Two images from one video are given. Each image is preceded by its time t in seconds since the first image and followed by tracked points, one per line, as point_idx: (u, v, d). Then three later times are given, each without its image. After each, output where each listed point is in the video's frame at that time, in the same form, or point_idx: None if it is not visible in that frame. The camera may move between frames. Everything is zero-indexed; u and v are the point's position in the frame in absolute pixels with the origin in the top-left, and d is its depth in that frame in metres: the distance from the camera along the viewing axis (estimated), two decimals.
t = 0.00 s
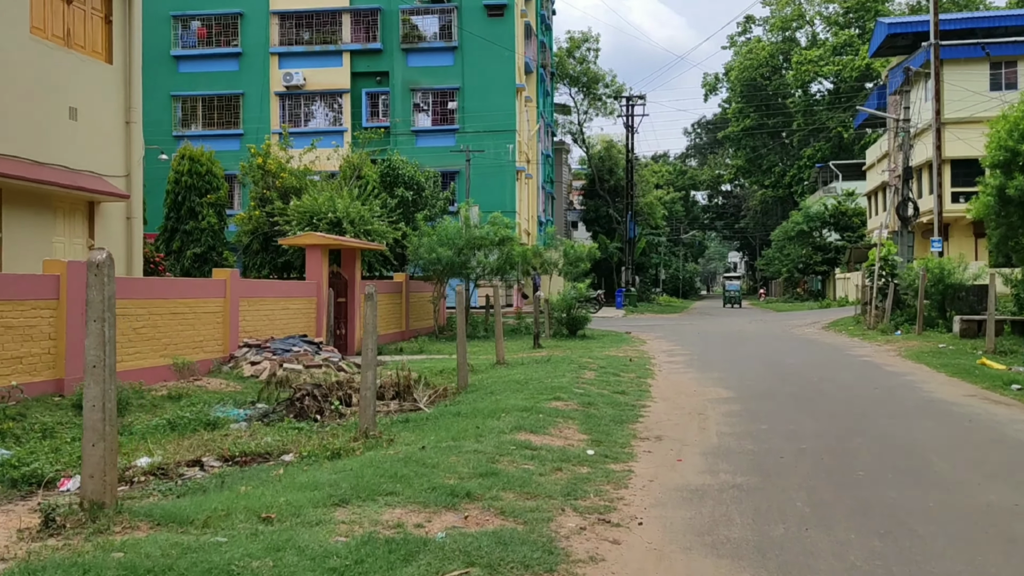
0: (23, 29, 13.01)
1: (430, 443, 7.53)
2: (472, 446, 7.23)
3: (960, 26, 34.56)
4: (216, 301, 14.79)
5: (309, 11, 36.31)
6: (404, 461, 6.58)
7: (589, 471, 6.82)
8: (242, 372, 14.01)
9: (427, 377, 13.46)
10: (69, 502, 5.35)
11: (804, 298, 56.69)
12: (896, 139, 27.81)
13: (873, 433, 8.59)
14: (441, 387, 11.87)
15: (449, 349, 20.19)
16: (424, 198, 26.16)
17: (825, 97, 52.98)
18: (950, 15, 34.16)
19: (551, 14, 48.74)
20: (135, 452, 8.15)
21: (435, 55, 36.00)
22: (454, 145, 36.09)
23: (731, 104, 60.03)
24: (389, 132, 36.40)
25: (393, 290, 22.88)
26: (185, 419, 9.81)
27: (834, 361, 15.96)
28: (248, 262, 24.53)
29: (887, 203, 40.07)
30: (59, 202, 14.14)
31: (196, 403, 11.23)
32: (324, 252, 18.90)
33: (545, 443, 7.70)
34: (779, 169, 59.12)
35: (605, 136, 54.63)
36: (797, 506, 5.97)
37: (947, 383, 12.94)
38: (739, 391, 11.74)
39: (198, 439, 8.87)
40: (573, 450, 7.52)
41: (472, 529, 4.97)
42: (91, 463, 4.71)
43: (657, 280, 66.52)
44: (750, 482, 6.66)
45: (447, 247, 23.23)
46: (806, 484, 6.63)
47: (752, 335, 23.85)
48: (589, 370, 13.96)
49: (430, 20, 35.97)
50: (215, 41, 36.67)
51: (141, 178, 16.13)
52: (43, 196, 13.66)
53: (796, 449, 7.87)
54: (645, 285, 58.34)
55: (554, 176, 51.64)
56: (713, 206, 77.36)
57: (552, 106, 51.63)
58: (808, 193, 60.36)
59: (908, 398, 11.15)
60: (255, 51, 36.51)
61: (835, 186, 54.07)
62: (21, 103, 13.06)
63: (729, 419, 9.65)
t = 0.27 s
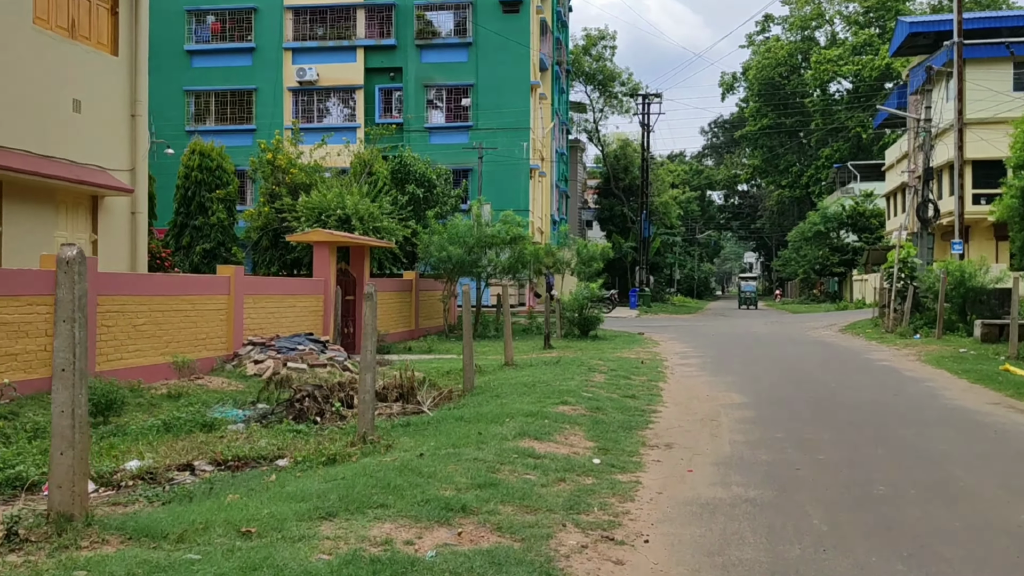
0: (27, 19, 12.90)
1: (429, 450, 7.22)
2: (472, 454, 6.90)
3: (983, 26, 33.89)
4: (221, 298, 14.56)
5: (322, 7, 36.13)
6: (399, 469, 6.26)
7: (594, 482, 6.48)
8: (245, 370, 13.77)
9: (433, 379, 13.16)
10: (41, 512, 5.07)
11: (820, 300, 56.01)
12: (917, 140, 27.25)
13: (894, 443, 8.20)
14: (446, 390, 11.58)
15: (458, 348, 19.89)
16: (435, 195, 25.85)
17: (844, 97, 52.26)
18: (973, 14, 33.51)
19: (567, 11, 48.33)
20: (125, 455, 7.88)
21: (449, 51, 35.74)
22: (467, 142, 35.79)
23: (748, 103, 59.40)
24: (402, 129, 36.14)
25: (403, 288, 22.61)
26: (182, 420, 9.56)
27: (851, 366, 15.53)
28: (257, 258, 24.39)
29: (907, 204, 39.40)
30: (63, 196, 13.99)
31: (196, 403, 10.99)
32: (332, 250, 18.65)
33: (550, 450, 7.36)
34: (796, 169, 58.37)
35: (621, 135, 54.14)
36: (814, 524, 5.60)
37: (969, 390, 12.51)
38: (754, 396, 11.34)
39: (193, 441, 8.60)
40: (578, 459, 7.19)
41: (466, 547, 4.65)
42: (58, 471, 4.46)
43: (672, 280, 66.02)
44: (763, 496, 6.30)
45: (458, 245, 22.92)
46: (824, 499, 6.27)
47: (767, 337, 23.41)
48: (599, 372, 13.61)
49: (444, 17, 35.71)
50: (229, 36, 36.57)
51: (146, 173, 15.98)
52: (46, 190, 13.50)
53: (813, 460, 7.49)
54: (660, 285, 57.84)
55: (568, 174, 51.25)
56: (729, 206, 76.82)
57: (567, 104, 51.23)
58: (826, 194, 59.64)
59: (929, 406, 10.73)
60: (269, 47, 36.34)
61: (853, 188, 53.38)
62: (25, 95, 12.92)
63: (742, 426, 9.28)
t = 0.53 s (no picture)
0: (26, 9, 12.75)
1: (422, 452, 6.94)
2: (466, 457, 6.61)
3: (1002, 26, 33.29)
4: (222, 294, 14.36)
5: (334, 3, 35.96)
6: (386, 472, 5.98)
7: (592, 488, 6.18)
8: (245, 367, 13.57)
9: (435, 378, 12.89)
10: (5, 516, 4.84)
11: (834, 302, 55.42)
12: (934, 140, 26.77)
13: (908, 450, 7.85)
14: (447, 389, 11.31)
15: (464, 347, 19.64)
16: (444, 192, 25.58)
17: (859, 98, 51.63)
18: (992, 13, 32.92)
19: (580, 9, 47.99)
20: (111, 453, 7.65)
21: (461, 48, 35.49)
22: (477, 140, 35.52)
23: (762, 104, 58.88)
24: (413, 127, 35.93)
25: (410, 286, 22.38)
26: (174, 417, 9.33)
27: (865, 369, 15.12)
28: (265, 255, 24.27)
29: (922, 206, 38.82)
30: (63, 189, 13.83)
31: (191, 400, 10.78)
32: (337, 247, 18.43)
33: (547, 453, 7.07)
34: (811, 171, 57.92)
35: (633, 134, 53.71)
36: (822, 536, 5.28)
37: (987, 395, 12.10)
38: (763, 399, 11.00)
39: (183, 439, 8.35)
40: (577, 463, 6.89)
41: (448, 559, 4.37)
42: (21, 472, 4.30)
43: (684, 281, 65.55)
44: (770, 506, 5.97)
45: (466, 243, 22.65)
46: (834, 509, 5.94)
47: (780, 339, 23.01)
48: (605, 373, 13.29)
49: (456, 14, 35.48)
50: (240, 32, 36.41)
51: (148, 167, 15.81)
52: (46, 182, 13.34)
53: (823, 467, 7.16)
54: (672, 286, 57.39)
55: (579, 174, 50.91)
56: (743, 208, 76.13)
57: (579, 103, 50.89)
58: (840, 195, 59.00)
59: (945, 411, 10.34)
60: (279, 43, 36.21)
61: (868, 189, 52.80)
62: (24, 85, 12.77)
63: (751, 430, 8.94)
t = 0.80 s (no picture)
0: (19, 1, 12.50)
1: (404, 463, 6.61)
2: (450, 470, 6.29)
3: (1018, 26, 32.70)
4: (215, 293, 14.11)
5: None
6: (363, 487, 5.65)
7: (581, 505, 5.85)
8: (238, 368, 13.29)
9: (429, 382, 12.58)
10: None
11: (843, 304, 54.90)
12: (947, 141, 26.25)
13: (916, 464, 7.48)
14: (441, 393, 11.00)
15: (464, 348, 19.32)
16: (447, 191, 25.26)
17: (871, 99, 51.02)
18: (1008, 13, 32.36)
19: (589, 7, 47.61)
20: (86, 459, 7.38)
21: (467, 46, 35.13)
22: (483, 138, 35.18)
23: (773, 104, 58.37)
24: (419, 125, 35.62)
25: (411, 286, 22.11)
26: (157, 421, 9.06)
27: (873, 375, 14.71)
28: (266, 253, 24.08)
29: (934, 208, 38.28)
30: (55, 185, 13.58)
31: (177, 403, 10.51)
32: (336, 246, 18.12)
33: (536, 465, 6.73)
34: (821, 172, 57.67)
35: (642, 134, 53.27)
36: (823, 562, 4.93)
37: (999, 403, 11.68)
38: (767, 407, 10.64)
39: (162, 445, 8.07)
40: (566, 475, 6.57)
41: None
42: None
43: (692, 281, 65.11)
44: (769, 526, 5.63)
45: (468, 243, 22.31)
46: (837, 530, 5.58)
47: (787, 342, 22.61)
48: (604, 378, 12.93)
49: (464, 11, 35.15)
50: (246, 29, 36.20)
51: (144, 164, 15.56)
52: (37, 178, 13.08)
53: (826, 482, 6.80)
54: (679, 286, 56.95)
55: (587, 173, 50.53)
56: (753, 208, 75.70)
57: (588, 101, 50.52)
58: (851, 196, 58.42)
59: (956, 421, 9.95)
60: (285, 39, 35.97)
61: (879, 191, 52.27)
62: (16, 78, 12.51)
63: (752, 440, 8.58)
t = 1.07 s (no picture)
0: None
1: (388, 466, 6.37)
2: (434, 474, 6.05)
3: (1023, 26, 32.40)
4: (206, 290, 13.90)
5: None
6: (342, 491, 5.41)
7: (569, 511, 5.60)
8: (228, 367, 13.07)
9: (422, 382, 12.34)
10: None
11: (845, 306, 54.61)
12: (950, 141, 25.94)
13: (920, 470, 7.23)
14: (433, 394, 10.77)
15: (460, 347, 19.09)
16: (445, 189, 25.02)
17: (874, 100, 50.78)
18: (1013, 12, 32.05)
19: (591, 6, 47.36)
20: (62, 460, 7.13)
21: (468, 44, 34.89)
22: (483, 136, 34.92)
23: (776, 104, 58.10)
24: (419, 123, 35.41)
25: (409, 285, 21.90)
26: (139, 421, 8.83)
27: (875, 377, 14.44)
28: (263, 251, 23.90)
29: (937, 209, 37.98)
30: (44, 180, 13.35)
31: (164, 401, 10.28)
32: (332, 243, 17.90)
33: (525, 469, 6.49)
34: (823, 173, 57.51)
35: (644, 134, 53.03)
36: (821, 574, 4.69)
37: (1005, 407, 11.42)
38: (767, 410, 10.38)
39: (141, 446, 7.84)
40: (556, 480, 6.33)
41: None
42: None
43: (694, 282, 64.86)
44: (765, 536, 5.38)
45: (466, 241, 22.07)
46: (837, 541, 5.33)
47: (787, 343, 22.34)
48: (600, 379, 12.66)
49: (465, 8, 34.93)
50: (246, 26, 35.98)
51: (136, 159, 15.34)
52: (25, 172, 12.86)
53: (826, 490, 6.55)
54: (681, 287, 56.66)
55: (588, 173, 50.28)
56: (754, 210, 75.15)
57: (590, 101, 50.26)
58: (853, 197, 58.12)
59: (960, 426, 9.68)
60: (285, 36, 35.74)
61: (881, 192, 51.98)
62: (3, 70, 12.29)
63: (750, 444, 8.32)
